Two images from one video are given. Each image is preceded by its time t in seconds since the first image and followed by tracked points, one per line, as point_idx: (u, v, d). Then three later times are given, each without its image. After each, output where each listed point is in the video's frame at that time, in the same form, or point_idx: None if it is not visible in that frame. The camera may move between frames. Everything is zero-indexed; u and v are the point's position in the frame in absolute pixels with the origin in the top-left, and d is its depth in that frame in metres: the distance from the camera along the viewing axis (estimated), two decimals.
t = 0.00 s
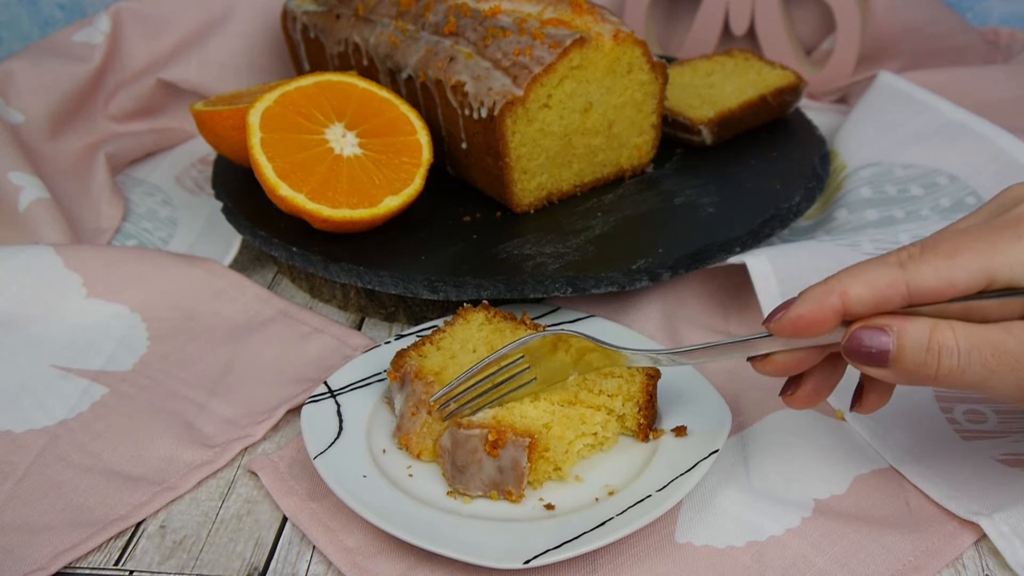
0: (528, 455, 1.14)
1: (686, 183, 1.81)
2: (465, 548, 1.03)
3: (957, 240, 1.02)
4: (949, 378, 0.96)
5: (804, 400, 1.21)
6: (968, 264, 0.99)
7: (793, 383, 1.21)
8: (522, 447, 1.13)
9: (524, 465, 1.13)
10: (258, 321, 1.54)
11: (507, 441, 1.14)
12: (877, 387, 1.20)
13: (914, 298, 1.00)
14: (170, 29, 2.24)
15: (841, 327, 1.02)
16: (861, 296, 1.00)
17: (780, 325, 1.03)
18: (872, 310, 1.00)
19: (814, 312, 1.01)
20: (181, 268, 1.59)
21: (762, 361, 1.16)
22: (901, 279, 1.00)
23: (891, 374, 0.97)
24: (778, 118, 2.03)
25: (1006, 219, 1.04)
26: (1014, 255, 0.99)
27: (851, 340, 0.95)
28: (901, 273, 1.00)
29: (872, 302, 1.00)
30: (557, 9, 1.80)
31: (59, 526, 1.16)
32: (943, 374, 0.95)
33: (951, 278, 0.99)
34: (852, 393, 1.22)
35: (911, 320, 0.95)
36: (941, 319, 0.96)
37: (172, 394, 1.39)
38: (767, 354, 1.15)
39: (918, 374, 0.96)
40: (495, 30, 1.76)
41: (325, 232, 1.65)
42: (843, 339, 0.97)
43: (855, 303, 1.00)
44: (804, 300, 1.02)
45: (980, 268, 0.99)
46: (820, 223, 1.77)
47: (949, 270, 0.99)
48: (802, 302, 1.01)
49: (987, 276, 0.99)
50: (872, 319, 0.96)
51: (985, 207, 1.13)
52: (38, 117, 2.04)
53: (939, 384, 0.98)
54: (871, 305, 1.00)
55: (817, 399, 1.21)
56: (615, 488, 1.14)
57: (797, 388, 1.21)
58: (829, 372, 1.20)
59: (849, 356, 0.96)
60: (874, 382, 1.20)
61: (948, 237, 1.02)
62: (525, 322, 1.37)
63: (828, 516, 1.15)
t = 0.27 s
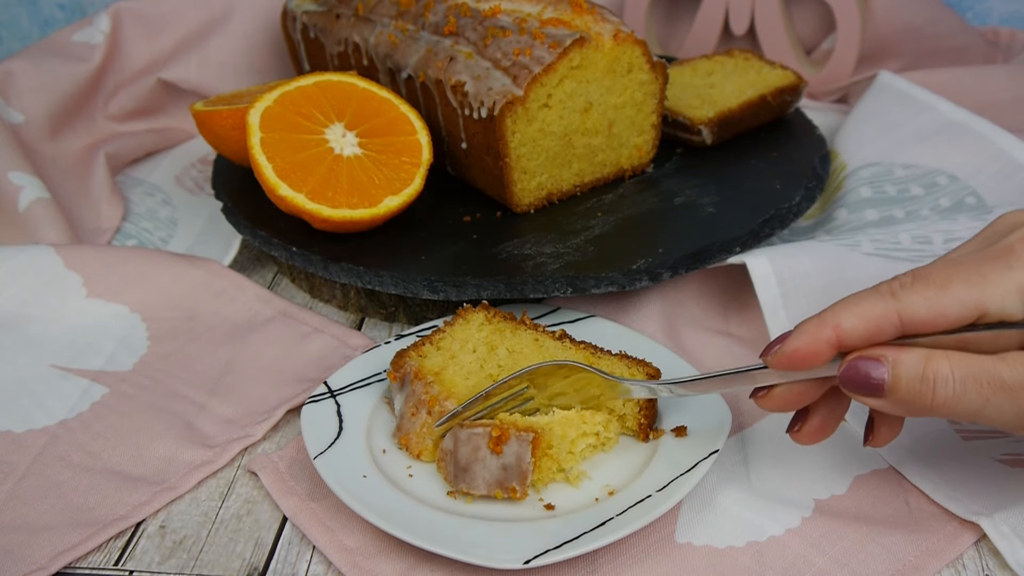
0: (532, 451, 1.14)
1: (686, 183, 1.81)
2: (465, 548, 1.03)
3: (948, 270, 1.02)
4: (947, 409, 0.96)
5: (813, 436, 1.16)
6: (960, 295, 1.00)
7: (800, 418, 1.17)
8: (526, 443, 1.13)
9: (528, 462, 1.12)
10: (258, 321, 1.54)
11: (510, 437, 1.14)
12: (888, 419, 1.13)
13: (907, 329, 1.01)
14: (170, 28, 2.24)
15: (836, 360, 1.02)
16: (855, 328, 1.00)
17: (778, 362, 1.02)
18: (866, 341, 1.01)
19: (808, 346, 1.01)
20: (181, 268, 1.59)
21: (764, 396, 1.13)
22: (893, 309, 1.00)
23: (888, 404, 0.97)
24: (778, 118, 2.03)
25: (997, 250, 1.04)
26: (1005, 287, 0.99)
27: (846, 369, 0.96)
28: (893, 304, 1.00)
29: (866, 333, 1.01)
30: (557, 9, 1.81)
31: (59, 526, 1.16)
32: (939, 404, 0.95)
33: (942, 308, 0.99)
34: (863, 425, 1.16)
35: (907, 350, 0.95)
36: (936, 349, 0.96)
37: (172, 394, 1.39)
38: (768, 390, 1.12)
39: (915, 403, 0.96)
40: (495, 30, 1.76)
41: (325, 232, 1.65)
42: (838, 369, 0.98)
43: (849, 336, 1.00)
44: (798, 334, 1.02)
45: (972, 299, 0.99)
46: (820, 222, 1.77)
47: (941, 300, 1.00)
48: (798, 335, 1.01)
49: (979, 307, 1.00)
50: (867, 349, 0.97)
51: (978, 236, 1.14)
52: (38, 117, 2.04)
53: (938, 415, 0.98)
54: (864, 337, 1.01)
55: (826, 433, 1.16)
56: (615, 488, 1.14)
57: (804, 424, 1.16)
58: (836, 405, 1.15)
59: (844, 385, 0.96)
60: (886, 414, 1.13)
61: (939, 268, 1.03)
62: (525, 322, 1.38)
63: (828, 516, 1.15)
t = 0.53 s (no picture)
0: (535, 450, 1.13)
1: (685, 183, 1.81)
2: (465, 548, 1.03)
3: (948, 285, 1.07)
4: (952, 428, 0.95)
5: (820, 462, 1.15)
6: (961, 307, 1.05)
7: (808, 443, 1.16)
8: (528, 441, 1.12)
9: (530, 460, 1.11)
10: (258, 321, 1.54)
11: (512, 436, 1.13)
12: (897, 443, 1.14)
13: (910, 340, 1.06)
14: (170, 28, 2.24)
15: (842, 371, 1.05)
16: (860, 339, 1.05)
17: (785, 375, 1.05)
18: (872, 353, 1.05)
19: (816, 359, 1.04)
20: (181, 268, 1.59)
21: (775, 421, 1.13)
22: (897, 320, 1.05)
23: (894, 422, 0.97)
24: (778, 118, 2.03)
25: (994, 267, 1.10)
26: (1004, 301, 1.05)
27: (851, 386, 0.97)
28: (897, 315, 1.05)
29: (870, 344, 1.05)
30: (557, 9, 1.81)
31: (59, 526, 1.16)
32: (944, 422, 0.94)
33: (944, 319, 1.05)
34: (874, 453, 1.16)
35: (911, 368, 0.95)
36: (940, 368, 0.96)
37: (172, 394, 1.39)
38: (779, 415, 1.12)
39: (920, 421, 0.95)
40: (495, 30, 1.76)
41: (325, 232, 1.64)
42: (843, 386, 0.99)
43: (855, 348, 1.05)
44: (806, 347, 1.05)
45: (973, 312, 1.05)
46: (820, 222, 1.77)
47: (942, 312, 1.05)
48: (806, 348, 1.04)
49: (979, 319, 1.05)
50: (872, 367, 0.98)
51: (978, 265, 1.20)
52: (38, 117, 2.04)
53: (944, 433, 0.97)
54: (870, 347, 1.05)
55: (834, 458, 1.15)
56: (615, 487, 1.14)
57: (812, 448, 1.15)
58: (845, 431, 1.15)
59: (849, 401, 0.97)
60: (896, 441, 1.14)
61: (940, 283, 1.08)
62: (525, 322, 1.38)
63: (828, 516, 1.15)
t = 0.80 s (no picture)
0: (541, 469, 1.10)
1: (685, 183, 1.81)
2: (464, 548, 1.03)
3: (956, 268, 1.11)
4: (962, 412, 0.94)
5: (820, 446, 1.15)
6: (969, 288, 1.08)
7: (810, 426, 1.16)
8: (535, 462, 1.10)
9: (537, 480, 1.09)
10: (258, 321, 1.54)
11: (519, 456, 1.11)
12: (903, 434, 1.14)
13: (919, 322, 1.09)
14: (170, 29, 2.24)
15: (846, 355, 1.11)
16: (868, 321, 1.10)
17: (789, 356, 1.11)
18: (879, 334, 1.10)
19: (821, 343, 1.09)
20: (181, 268, 1.59)
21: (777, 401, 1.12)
22: (905, 304, 1.09)
23: (903, 407, 0.97)
24: (778, 118, 2.03)
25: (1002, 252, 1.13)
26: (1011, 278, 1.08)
27: (859, 372, 0.97)
28: (905, 299, 1.09)
29: (877, 326, 1.10)
30: (557, 9, 1.80)
31: (59, 526, 1.16)
32: (953, 407, 0.94)
33: (953, 298, 1.08)
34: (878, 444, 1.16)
35: (919, 353, 0.94)
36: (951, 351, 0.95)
37: (172, 394, 1.39)
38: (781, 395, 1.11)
39: (928, 406, 0.95)
40: (495, 30, 1.76)
41: (325, 232, 1.65)
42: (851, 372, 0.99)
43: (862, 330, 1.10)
44: (814, 330, 1.10)
45: (983, 289, 1.08)
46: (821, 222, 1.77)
47: (950, 293, 1.08)
48: (815, 330, 1.10)
49: (989, 297, 1.08)
50: (880, 352, 0.97)
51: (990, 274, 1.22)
52: (38, 117, 2.04)
53: (953, 417, 0.97)
54: (877, 329, 1.10)
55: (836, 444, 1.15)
56: (615, 487, 1.14)
57: (813, 431, 1.16)
58: (849, 418, 1.15)
59: (857, 388, 0.97)
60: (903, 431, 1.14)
61: (948, 267, 1.12)
62: (525, 322, 1.38)
63: (828, 516, 1.15)
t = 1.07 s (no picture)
0: (541, 470, 1.11)
1: (685, 183, 1.81)
2: (465, 548, 1.03)
3: (989, 82, 1.32)
4: (988, 239, 1.05)
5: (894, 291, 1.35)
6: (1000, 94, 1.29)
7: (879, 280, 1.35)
8: (535, 463, 1.10)
9: (537, 481, 1.09)
10: (258, 321, 1.54)
11: (519, 457, 1.11)
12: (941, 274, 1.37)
13: (957, 122, 1.31)
14: (170, 29, 2.24)
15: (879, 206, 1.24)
16: (909, 133, 1.30)
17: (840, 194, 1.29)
18: (920, 141, 1.31)
19: (865, 162, 1.29)
20: (181, 268, 1.59)
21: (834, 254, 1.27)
22: (945, 110, 1.30)
23: (934, 236, 1.05)
24: (778, 118, 2.03)
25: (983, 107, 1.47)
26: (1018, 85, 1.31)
27: (897, 206, 1.04)
28: (943, 106, 1.30)
29: (918, 135, 1.30)
30: (557, 9, 1.80)
31: (60, 526, 1.16)
32: (983, 234, 1.04)
33: (988, 104, 1.29)
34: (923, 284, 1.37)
35: (950, 185, 1.03)
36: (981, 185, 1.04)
37: (172, 394, 1.39)
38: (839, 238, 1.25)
39: (962, 235, 1.04)
40: (495, 30, 1.76)
41: (325, 232, 1.64)
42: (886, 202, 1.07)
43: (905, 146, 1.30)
44: (858, 159, 1.29)
45: (1016, 100, 1.29)
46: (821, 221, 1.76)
47: (986, 100, 1.29)
48: (858, 158, 1.29)
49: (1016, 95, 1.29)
50: (914, 185, 1.05)
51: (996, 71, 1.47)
52: (39, 117, 2.04)
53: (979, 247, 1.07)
54: (918, 139, 1.30)
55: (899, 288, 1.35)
56: (616, 487, 1.13)
57: (884, 281, 1.35)
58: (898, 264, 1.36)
59: (892, 218, 1.05)
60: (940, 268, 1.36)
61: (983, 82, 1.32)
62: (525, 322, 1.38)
63: (828, 516, 1.15)
